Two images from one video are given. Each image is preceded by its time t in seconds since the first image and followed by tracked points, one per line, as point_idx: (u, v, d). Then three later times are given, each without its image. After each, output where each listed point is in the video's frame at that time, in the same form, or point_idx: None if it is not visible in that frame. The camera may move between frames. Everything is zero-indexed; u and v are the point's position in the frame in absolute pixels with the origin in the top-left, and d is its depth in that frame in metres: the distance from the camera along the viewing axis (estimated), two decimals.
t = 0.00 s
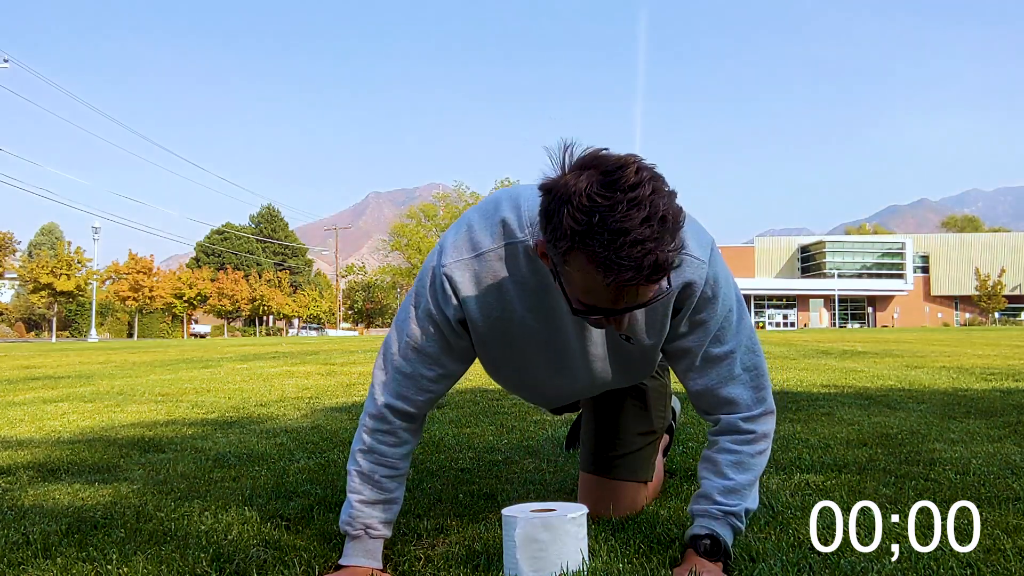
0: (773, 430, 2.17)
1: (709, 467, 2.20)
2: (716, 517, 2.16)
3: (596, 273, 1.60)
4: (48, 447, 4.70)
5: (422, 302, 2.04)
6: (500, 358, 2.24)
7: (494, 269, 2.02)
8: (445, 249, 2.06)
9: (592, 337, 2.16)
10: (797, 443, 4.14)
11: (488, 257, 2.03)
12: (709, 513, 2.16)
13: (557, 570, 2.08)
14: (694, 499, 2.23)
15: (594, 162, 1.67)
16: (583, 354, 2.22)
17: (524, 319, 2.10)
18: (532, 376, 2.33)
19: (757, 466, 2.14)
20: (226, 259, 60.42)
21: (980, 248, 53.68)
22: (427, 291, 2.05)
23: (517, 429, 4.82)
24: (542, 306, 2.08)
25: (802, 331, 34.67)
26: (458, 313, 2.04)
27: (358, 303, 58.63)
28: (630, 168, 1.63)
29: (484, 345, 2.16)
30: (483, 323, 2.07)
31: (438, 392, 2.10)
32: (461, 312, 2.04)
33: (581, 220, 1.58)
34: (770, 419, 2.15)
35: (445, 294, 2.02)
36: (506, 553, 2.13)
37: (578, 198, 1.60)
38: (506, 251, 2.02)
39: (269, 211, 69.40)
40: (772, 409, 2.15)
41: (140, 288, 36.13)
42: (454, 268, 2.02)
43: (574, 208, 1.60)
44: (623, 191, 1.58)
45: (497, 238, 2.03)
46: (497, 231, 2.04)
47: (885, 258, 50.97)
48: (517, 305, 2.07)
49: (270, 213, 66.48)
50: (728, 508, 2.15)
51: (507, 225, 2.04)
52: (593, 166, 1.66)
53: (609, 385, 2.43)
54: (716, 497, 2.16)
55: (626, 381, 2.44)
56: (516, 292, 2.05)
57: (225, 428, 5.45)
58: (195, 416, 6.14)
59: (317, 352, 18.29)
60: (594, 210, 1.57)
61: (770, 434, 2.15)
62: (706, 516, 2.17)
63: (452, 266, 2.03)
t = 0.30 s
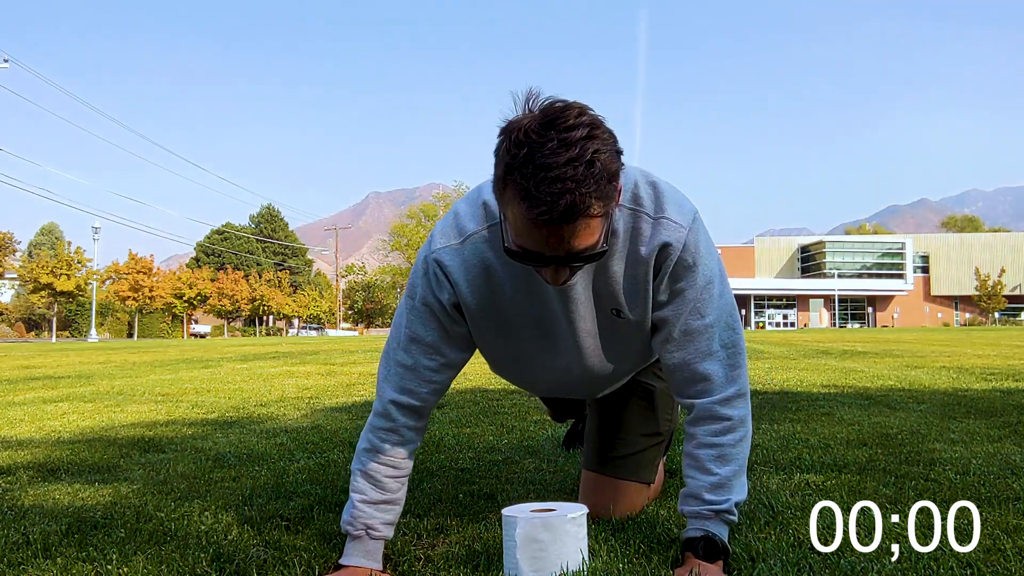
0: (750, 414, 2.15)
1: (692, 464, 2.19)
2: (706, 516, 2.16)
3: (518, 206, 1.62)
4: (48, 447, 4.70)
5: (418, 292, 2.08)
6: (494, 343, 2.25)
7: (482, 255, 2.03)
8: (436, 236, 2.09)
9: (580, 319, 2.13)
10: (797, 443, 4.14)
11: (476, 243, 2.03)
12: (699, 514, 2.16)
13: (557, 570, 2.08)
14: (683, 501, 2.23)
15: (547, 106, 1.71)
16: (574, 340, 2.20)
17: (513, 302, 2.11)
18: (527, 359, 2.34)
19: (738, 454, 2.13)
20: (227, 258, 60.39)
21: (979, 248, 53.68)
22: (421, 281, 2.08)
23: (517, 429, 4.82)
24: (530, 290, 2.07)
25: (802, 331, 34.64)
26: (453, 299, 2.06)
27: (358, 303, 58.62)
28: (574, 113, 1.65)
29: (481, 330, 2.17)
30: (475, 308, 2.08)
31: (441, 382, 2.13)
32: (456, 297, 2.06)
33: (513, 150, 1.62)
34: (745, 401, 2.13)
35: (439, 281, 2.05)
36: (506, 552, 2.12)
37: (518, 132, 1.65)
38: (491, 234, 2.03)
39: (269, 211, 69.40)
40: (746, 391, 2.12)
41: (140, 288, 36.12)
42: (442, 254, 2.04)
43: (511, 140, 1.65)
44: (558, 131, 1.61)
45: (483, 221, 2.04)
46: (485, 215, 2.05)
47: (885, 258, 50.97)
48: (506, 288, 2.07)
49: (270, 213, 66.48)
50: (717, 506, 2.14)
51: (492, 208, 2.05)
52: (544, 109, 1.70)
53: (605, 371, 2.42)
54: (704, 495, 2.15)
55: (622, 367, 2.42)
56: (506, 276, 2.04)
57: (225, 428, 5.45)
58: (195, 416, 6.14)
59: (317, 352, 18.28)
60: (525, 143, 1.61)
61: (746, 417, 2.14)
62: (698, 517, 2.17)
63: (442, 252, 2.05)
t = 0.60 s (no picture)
0: (762, 404, 2.17)
1: (705, 451, 2.17)
2: (722, 499, 2.15)
3: (517, 170, 1.62)
4: (48, 447, 4.70)
5: (426, 282, 2.09)
6: (502, 333, 2.25)
7: (490, 243, 2.03)
8: (442, 226, 2.09)
9: (590, 309, 2.13)
10: (797, 443, 4.14)
11: (484, 231, 2.03)
12: (716, 498, 2.15)
13: (557, 570, 2.08)
14: (695, 487, 2.22)
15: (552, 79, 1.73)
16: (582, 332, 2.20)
17: (523, 290, 2.12)
18: (535, 353, 2.34)
19: (750, 442, 2.13)
20: (226, 258, 60.38)
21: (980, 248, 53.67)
22: (429, 270, 2.09)
23: (517, 429, 4.83)
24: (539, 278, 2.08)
25: (802, 331, 34.64)
26: (462, 288, 2.07)
27: (358, 303, 58.63)
28: (577, 81, 1.68)
29: (490, 320, 2.18)
30: (483, 296, 2.09)
31: (446, 369, 2.13)
32: (465, 286, 2.07)
33: (514, 116, 1.64)
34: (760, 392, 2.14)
35: (447, 270, 2.06)
36: (506, 553, 2.12)
37: (522, 100, 1.68)
38: (500, 222, 2.02)
39: (269, 211, 69.41)
40: (761, 382, 2.14)
41: (140, 288, 36.12)
42: (451, 243, 2.05)
43: (513, 109, 1.67)
44: (560, 96, 1.64)
45: (490, 209, 2.05)
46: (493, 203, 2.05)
47: (885, 258, 50.97)
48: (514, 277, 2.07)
49: (270, 213, 66.49)
50: (732, 488, 2.13)
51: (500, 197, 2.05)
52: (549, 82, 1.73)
53: (614, 365, 2.41)
54: (719, 481, 2.14)
55: (631, 361, 2.42)
56: (515, 264, 2.05)
57: (225, 428, 5.45)
58: (195, 416, 6.14)
59: (317, 352, 18.30)
60: (527, 109, 1.63)
61: (759, 409, 2.15)
62: (712, 500, 2.16)
63: (450, 241, 2.05)
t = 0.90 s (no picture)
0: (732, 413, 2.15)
1: (682, 470, 2.15)
2: (709, 516, 2.14)
3: (502, 197, 1.61)
4: (48, 447, 4.70)
5: (408, 296, 2.09)
6: (485, 347, 2.24)
7: (469, 255, 2.02)
8: (421, 238, 2.09)
9: (567, 319, 2.13)
10: (797, 443, 4.14)
11: (464, 244, 2.03)
12: (702, 516, 2.14)
13: (557, 570, 2.08)
14: (678, 505, 2.20)
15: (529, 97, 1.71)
16: (561, 343, 2.20)
17: (503, 302, 2.11)
18: (516, 364, 2.34)
19: (724, 453, 2.12)
20: (226, 258, 60.37)
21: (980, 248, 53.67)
22: (410, 284, 2.09)
23: (517, 429, 4.82)
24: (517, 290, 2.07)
25: (802, 331, 34.60)
26: (442, 301, 2.07)
27: (358, 303, 58.62)
28: (557, 103, 1.65)
29: (472, 334, 2.17)
30: (465, 310, 2.09)
31: (436, 385, 2.13)
32: (445, 299, 2.07)
33: (496, 142, 1.62)
34: (727, 402, 2.12)
35: (427, 284, 2.05)
36: (506, 552, 2.12)
37: (501, 124, 1.65)
38: (479, 235, 2.02)
39: (269, 211, 69.39)
40: (729, 393, 2.11)
41: (140, 288, 36.11)
42: (429, 256, 2.04)
43: (494, 133, 1.64)
44: (541, 121, 1.61)
45: (469, 221, 2.04)
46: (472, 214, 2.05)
47: (885, 258, 50.96)
48: (494, 287, 2.07)
49: (270, 213, 66.49)
50: (715, 507, 2.12)
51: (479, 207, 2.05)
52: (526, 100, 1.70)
53: (595, 373, 2.41)
54: (701, 499, 2.13)
55: (613, 370, 2.42)
56: (493, 275, 2.04)
57: (225, 428, 5.45)
58: (195, 416, 6.15)
59: (317, 352, 18.28)
60: (509, 135, 1.61)
61: (727, 417, 2.13)
62: (699, 519, 2.16)
63: (429, 254, 2.05)
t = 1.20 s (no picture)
0: (735, 416, 2.15)
1: (684, 468, 2.15)
2: (711, 515, 2.15)
3: (482, 182, 1.62)
4: (48, 447, 4.70)
5: (401, 297, 2.10)
6: (477, 348, 2.25)
7: (459, 256, 2.03)
8: (412, 240, 2.11)
9: (558, 321, 2.13)
10: (797, 443, 4.14)
11: (454, 244, 2.04)
12: (703, 514, 2.15)
13: (557, 570, 2.08)
14: (680, 503, 2.21)
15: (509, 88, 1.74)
16: (553, 345, 2.20)
17: (494, 303, 2.12)
18: (509, 367, 2.34)
19: (728, 453, 2.12)
20: (226, 258, 60.35)
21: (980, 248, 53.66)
22: (403, 285, 2.10)
23: (517, 429, 4.82)
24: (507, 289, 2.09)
25: (802, 331, 34.59)
26: (432, 301, 2.08)
27: (358, 303, 58.62)
28: (534, 89, 1.68)
29: (464, 335, 2.18)
30: (455, 310, 2.09)
31: (429, 383, 2.14)
32: (435, 299, 2.08)
33: (475, 129, 1.64)
34: (730, 403, 2.13)
35: (418, 284, 2.07)
36: (506, 552, 2.12)
37: (480, 112, 1.68)
38: (469, 236, 2.03)
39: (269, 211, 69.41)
40: (732, 394, 2.12)
41: (140, 288, 36.11)
42: (420, 257, 2.06)
43: (474, 121, 1.67)
44: (518, 105, 1.64)
45: (460, 222, 2.05)
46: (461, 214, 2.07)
47: (885, 258, 50.97)
48: (484, 288, 2.08)
49: (270, 213, 66.47)
50: (718, 505, 2.13)
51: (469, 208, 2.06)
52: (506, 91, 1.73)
53: (589, 377, 2.41)
54: (704, 497, 2.13)
55: (606, 374, 2.42)
56: (483, 276, 2.06)
57: (225, 428, 5.45)
58: (195, 416, 6.15)
59: (317, 352, 18.28)
60: (487, 121, 1.64)
61: (731, 419, 2.13)
62: (701, 517, 2.17)
63: (420, 255, 2.06)
